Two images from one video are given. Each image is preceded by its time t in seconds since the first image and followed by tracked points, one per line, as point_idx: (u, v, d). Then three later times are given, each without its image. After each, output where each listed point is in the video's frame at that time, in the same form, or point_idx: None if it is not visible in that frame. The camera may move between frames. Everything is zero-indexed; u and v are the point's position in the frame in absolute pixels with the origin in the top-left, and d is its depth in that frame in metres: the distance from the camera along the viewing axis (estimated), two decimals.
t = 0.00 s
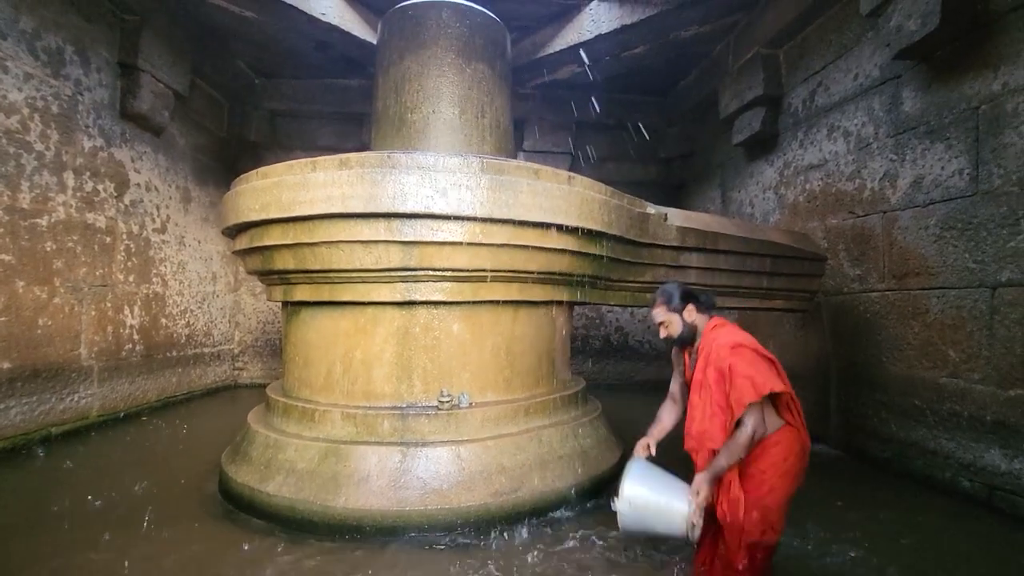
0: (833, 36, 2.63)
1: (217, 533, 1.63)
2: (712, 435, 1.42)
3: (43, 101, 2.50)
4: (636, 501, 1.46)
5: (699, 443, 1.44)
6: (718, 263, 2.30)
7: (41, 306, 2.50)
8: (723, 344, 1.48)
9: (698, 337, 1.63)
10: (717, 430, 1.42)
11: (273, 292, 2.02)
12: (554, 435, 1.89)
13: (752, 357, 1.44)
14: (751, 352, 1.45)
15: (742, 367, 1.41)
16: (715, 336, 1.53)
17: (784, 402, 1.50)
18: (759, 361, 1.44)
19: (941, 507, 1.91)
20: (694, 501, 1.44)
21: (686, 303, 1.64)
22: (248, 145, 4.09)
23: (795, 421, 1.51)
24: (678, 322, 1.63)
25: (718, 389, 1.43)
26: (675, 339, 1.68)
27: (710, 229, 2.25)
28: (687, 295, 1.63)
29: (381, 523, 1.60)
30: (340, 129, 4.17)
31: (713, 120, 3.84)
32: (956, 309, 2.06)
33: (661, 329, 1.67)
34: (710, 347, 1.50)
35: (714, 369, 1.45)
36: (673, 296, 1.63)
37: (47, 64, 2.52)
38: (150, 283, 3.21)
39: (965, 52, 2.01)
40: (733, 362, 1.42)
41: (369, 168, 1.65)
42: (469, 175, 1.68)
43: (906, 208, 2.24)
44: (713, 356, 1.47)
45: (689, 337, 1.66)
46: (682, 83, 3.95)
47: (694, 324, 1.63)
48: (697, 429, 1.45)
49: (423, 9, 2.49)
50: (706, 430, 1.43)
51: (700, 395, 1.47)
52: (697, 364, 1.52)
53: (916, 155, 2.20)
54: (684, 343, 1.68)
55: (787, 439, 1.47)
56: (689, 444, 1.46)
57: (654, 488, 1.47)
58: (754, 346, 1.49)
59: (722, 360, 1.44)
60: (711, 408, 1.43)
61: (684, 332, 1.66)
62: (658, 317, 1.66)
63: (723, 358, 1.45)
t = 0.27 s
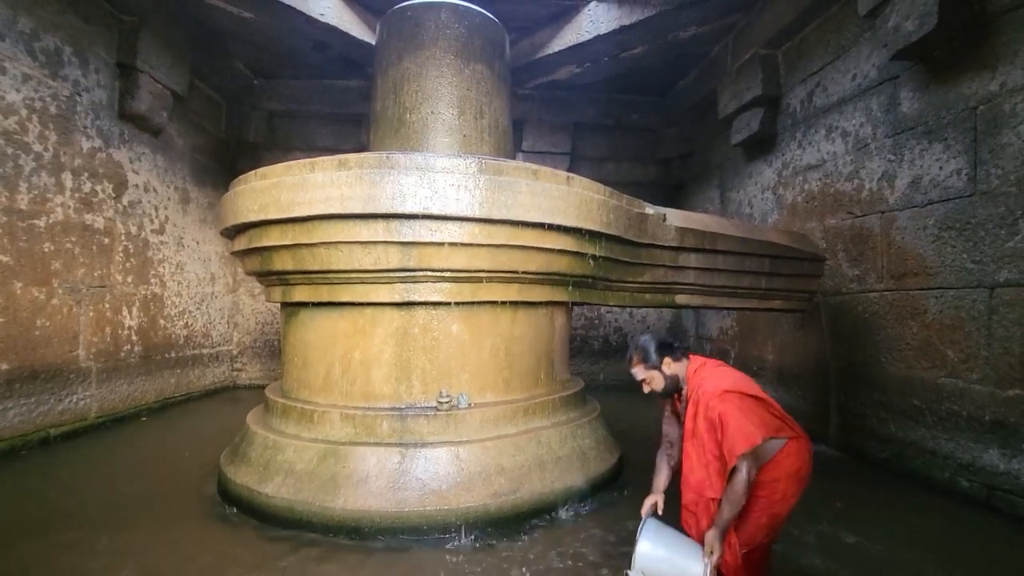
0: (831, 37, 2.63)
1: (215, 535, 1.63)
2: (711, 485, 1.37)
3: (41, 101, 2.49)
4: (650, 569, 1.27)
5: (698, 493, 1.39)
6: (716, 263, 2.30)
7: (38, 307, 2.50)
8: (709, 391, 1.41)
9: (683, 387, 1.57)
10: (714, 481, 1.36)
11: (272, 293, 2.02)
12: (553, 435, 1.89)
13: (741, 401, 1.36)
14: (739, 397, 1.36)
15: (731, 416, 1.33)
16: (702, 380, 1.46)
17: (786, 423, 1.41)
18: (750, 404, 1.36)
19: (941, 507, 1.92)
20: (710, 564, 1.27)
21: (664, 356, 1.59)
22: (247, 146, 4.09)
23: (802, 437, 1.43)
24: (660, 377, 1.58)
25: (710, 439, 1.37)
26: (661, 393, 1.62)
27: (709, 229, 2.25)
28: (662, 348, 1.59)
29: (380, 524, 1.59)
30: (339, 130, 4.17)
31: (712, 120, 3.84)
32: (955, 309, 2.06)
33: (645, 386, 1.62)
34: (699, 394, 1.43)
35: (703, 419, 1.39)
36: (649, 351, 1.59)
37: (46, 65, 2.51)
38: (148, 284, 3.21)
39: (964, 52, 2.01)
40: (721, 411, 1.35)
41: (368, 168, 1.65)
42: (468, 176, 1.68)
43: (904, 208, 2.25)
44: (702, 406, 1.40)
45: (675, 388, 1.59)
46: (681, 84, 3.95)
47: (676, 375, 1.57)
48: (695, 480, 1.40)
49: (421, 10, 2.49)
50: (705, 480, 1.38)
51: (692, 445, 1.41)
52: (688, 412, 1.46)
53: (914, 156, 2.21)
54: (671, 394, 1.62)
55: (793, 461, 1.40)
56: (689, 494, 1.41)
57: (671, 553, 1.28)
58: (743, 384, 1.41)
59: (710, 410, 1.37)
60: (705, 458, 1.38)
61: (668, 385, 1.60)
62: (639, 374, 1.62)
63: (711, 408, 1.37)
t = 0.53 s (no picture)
0: (829, 39, 2.64)
1: (212, 537, 1.63)
2: (702, 513, 1.34)
3: (40, 103, 2.49)
4: None
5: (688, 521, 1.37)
6: (715, 265, 2.30)
7: (37, 309, 2.49)
8: (704, 420, 1.38)
9: (677, 417, 1.52)
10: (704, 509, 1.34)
11: (271, 294, 2.02)
12: (552, 437, 1.89)
13: (735, 431, 1.34)
14: (734, 427, 1.34)
15: (725, 447, 1.31)
16: (696, 407, 1.44)
17: (784, 431, 1.42)
18: (744, 433, 1.34)
19: (940, 509, 1.92)
20: None
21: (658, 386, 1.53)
22: (246, 147, 4.09)
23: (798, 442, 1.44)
24: (653, 408, 1.53)
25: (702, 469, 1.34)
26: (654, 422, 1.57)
27: (708, 231, 2.25)
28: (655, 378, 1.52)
29: (378, 525, 1.59)
30: (339, 132, 4.18)
31: (710, 122, 3.85)
32: (953, 311, 2.06)
33: (638, 416, 1.56)
34: (693, 422, 1.40)
35: (696, 450, 1.36)
36: (640, 382, 1.52)
37: (45, 66, 2.51)
38: (147, 286, 3.20)
39: (961, 54, 2.02)
40: (716, 442, 1.32)
41: (367, 169, 1.65)
42: (467, 177, 1.68)
43: (903, 210, 2.25)
44: (696, 435, 1.38)
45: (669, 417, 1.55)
46: (679, 86, 3.96)
47: (670, 405, 1.52)
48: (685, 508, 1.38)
49: (421, 12, 2.50)
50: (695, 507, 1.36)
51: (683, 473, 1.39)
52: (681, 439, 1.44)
53: (912, 158, 2.21)
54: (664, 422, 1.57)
55: (795, 463, 1.41)
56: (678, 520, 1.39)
57: None
58: (738, 409, 1.39)
59: (704, 441, 1.34)
60: (697, 486, 1.35)
61: (661, 415, 1.55)
62: (632, 406, 1.55)
63: (705, 438, 1.35)
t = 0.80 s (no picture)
0: (827, 40, 2.65)
1: (209, 538, 1.62)
2: (682, 519, 1.31)
3: (37, 102, 2.48)
4: None
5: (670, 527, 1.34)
6: (712, 266, 2.30)
7: (33, 309, 2.48)
8: (701, 429, 1.36)
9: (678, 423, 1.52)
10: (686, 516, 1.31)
11: (268, 294, 2.01)
12: (550, 437, 1.88)
13: (731, 442, 1.32)
14: (730, 438, 1.33)
15: (720, 458, 1.29)
16: (695, 415, 1.42)
17: (784, 436, 1.41)
18: (740, 443, 1.33)
19: (937, 508, 1.92)
20: None
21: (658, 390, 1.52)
22: (244, 147, 4.08)
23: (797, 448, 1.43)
24: (653, 413, 1.52)
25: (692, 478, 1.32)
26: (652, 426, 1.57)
27: (706, 231, 2.25)
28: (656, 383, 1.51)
29: (376, 526, 1.59)
30: (337, 131, 4.17)
31: (708, 122, 3.86)
32: (951, 311, 2.07)
33: (637, 420, 1.55)
34: (691, 430, 1.39)
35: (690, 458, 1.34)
36: (642, 388, 1.50)
37: (42, 66, 2.51)
38: (144, 286, 3.19)
39: (958, 55, 2.02)
40: (712, 452, 1.30)
41: (365, 169, 1.65)
42: (465, 177, 1.68)
43: (900, 210, 2.26)
44: (692, 444, 1.35)
45: (668, 421, 1.55)
46: (678, 86, 3.96)
47: (669, 410, 1.53)
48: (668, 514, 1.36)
49: (419, 12, 2.50)
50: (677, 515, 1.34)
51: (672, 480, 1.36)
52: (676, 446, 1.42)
53: (909, 158, 2.22)
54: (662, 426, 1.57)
55: (794, 468, 1.41)
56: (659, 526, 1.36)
57: None
58: (737, 419, 1.37)
59: (700, 450, 1.32)
60: (682, 494, 1.32)
61: (660, 420, 1.55)
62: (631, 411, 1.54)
63: (701, 447, 1.33)
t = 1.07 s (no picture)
0: (825, 40, 2.65)
1: (207, 538, 1.62)
2: (695, 493, 1.35)
3: (34, 101, 2.48)
4: (628, 548, 1.35)
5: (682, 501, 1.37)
6: (711, 265, 2.30)
7: (30, 309, 2.48)
8: (714, 403, 1.39)
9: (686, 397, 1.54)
10: (699, 490, 1.34)
11: (266, 294, 2.01)
12: (549, 437, 1.88)
13: (743, 417, 1.35)
14: (743, 413, 1.35)
15: (734, 432, 1.32)
16: (706, 391, 1.45)
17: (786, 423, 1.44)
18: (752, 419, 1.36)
19: (935, 507, 1.93)
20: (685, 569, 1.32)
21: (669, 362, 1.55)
22: (242, 147, 4.07)
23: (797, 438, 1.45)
24: (662, 384, 1.55)
25: (706, 451, 1.35)
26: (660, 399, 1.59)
27: (704, 231, 2.26)
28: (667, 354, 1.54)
29: (375, 526, 1.59)
30: (335, 131, 4.17)
31: (707, 122, 3.86)
32: (948, 310, 2.07)
33: (645, 391, 1.57)
34: (703, 405, 1.41)
35: (703, 432, 1.36)
36: (653, 358, 1.53)
37: (39, 65, 2.50)
38: (142, 285, 3.18)
39: (956, 55, 2.02)
40: (725, 426, 1.33)
41: (363, 168, 1.65)
42: (463, 177, 1.68)
43: (898, 210, 2.26)
44: (704, 418, 1.38)
45: (676, 395, 1.57)
46: (676, 86, 3.97)
47: (678, 383, 1.55)
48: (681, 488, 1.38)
49: (417, 11, 2.50)
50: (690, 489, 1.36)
51: (686, 454, 1.38)
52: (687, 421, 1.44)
53: (907, 158, 2.22)
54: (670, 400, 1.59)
55: (794, 458, 1.43)
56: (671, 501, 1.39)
57: (651, 545, 1.35)
58: (748, 396, 1.40)
59: (713, 423, 1.35)
60: (696, 468, 1.35)
61: (669, 393, 1.57)
62: (641, 380, 1.56)
63: (714, 421, 1.35)
